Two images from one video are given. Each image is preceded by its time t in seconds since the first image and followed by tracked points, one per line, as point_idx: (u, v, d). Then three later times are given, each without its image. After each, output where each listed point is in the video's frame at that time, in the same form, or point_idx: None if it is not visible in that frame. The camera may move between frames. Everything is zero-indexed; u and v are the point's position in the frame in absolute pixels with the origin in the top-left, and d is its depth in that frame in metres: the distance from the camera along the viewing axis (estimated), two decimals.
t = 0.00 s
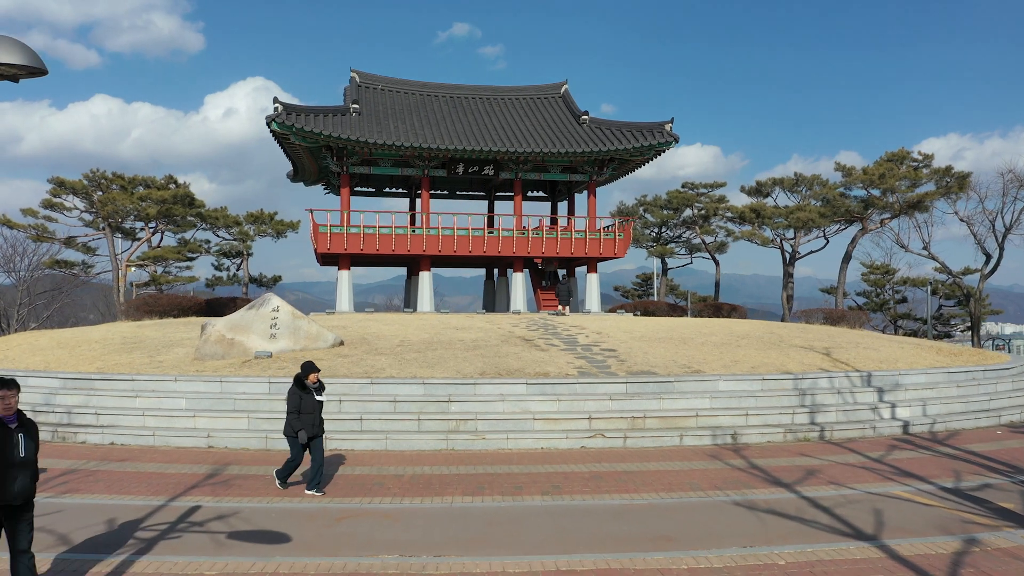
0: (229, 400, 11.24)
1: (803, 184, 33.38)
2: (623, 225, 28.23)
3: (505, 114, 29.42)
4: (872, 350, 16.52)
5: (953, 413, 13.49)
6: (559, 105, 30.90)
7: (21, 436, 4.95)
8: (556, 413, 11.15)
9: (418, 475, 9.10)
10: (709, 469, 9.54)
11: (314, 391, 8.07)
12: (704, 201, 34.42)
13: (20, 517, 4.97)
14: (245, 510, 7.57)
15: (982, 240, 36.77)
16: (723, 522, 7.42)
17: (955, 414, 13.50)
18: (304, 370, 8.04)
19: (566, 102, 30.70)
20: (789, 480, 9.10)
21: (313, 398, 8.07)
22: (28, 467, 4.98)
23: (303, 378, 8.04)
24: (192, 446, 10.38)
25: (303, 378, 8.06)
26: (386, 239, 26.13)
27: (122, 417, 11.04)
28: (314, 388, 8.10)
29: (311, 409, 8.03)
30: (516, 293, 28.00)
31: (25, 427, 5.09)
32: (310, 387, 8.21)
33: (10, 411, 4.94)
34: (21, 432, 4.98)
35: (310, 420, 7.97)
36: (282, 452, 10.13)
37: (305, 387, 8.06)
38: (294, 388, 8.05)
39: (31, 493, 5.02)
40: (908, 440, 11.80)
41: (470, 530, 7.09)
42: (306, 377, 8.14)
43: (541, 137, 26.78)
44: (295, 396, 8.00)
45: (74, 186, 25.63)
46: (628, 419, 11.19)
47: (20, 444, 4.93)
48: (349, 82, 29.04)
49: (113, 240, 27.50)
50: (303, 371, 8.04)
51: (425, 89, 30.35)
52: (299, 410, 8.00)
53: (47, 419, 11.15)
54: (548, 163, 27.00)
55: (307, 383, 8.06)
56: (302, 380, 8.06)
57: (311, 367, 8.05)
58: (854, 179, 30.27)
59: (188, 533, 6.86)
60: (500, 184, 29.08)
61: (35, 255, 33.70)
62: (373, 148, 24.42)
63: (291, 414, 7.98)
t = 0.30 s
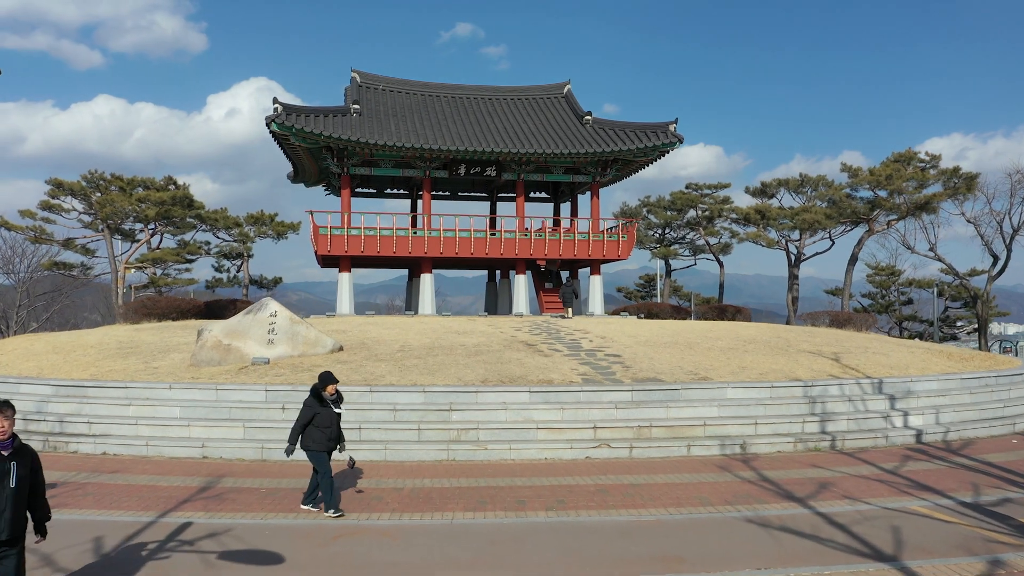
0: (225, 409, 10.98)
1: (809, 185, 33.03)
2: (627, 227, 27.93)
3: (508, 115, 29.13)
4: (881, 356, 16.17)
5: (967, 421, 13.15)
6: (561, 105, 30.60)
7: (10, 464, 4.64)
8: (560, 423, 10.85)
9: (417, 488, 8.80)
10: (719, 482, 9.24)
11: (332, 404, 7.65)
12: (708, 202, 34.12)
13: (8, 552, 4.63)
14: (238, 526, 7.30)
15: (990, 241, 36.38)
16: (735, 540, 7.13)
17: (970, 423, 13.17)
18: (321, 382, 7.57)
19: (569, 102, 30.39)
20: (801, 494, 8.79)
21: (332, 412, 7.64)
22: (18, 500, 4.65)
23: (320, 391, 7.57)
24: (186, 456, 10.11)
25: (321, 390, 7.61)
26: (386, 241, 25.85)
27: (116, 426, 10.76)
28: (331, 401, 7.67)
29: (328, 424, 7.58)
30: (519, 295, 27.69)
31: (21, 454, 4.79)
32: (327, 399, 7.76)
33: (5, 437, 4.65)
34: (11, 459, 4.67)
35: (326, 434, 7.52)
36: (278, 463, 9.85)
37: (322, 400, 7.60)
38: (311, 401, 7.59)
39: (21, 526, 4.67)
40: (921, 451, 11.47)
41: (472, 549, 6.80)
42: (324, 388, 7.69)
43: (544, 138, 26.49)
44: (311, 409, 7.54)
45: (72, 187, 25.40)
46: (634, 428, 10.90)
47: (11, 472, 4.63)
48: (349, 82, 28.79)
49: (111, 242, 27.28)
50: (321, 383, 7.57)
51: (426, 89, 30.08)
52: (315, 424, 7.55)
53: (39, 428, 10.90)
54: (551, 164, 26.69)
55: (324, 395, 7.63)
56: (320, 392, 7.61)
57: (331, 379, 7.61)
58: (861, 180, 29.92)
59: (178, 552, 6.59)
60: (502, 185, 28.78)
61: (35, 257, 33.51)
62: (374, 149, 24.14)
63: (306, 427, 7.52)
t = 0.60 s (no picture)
0: (220, 417, 10.69)
1: (814, 186, 32.69)
2: (631, 228, 27.62)
3: (510, 115, 28.84)
4: (892, 361, 15.82)
5: (982, 430, 12.81)
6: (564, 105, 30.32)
7: None
8: (564, 433, 10.54)
9: (418, 503, 8.50)
10: (729, 496, 8.91)
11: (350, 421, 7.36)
12: (712, 203, 33.82)
13: None
14: (232, 544, 7.02)
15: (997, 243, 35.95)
16: (749, 560, 6.81)
17: (984, 431, 12.82)
18: (337, 399, 7.28)
19: (572, 103, 30.10)
20: (815, 508, 8.48)
21: (349, 428, 7.34)
22: None
23: (337, 407, 7.29)
24: (180, 467, 9.83)
25: (338, 406, 7.28)
26: (387, 242, 25.57)
27: (108, 435, 10.47)
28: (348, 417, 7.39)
29: (347, 441, 7.29)
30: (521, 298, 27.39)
31: None
32: (344, 414, 7.44)
33: None
34: None
35: (349, 452, 7.22)
36: (274, 474, 9.56)
37: (339, 417, 7.30)
38: (329, 418, 7.26)
39: None
40: (936, 461, 11.13)
41: (476, 570, 6.49)
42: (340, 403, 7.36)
43: (547, 139, 26.20)
44: (331, 427, 7.22)
45: (70, 189, 25.17)
46: (640, 438, 10.59)
47: None
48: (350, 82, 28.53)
49: (110, 244, 27.01)
50: (338, 400, 7.28)
51: (428, 89, 29.81)
52: (335, 443, 7.23)
53: (30, 437, 10.61)
54: (554, 165, 26.38)
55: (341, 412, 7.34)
56: (337, 409, 7.28)
57: (347, 394, 7.32)
58: (867, 181, 29.57)
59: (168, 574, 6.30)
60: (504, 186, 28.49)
61: (33, 258, 33.25)
62: (374, 150, 23.87)
63: (326, 446, 7.20)
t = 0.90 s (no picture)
0: (215, 427, 10.41)
1: (819, 187, 32.33)
2: (634, 230, 27.30)
3: (511, 116, 28.55)
4: (902, 367, 15.47)
5: (996, 439, 12.47)
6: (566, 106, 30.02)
7: None
8: (569, 444, 10.22)
9: (417, 518, 8.20)
10: (739, 511, 8.60)
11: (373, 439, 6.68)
12: (716, 204, 33.50)
13: None
14: (224, 565, 6.73)
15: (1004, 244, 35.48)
16: None
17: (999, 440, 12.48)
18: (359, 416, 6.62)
19: (574, 103, 29.80)
20: (829, 524, 8.17)
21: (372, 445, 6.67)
22: None
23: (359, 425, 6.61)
24: (172, 479, 9.54)
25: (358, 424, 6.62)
26: (388, 244, 25.28)
27: (98, 445, 10.18)
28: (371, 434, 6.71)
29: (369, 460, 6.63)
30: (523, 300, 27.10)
31: None
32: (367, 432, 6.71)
33: None
34: None
35: (371, 473, 6.55)
36: (269, 487, 9.27)
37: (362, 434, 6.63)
38: (349, 437, 6.61)
39: None
40: (950, 472, 10.81)
41: None
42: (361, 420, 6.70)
43: (549, 139, 25.90)
44: (352, 447, 6.58)
45: (68, 190, 24.93)
46: (647, 449, 10.29)
47: None
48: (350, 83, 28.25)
49: (108, 246, 26.76)
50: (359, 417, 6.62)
51: (429, 90, 29.53)
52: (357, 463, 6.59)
53: (20, 447, 10.34)
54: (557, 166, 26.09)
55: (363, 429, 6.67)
56: (358, 426, 6.62)
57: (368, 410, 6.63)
58: (874, 182, 29.20)
59: None
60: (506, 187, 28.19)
61: (31, 260, 32.98)
62: (374, 151, 23.58)
63: (348, 467, 6.57)
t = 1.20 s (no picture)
0: (209, 437, 10.13)
1: (824, 188, 31.99)
2: (638, 232, 26.98)
3: (514, 116, 28.26)
4: (911, 373, 15.14)
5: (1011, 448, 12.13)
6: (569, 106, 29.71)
7: None
8: (573, 455, 9.92)
9: (416, 535, 7.90)
10: (750, 527, 8.28)
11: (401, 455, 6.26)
12: (720, 205, 33.17)
13: None
14: None
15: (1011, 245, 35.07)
16: None
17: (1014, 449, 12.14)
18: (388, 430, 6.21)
19: (577, 103, 29.50)
20: (844, 542, 7.85)
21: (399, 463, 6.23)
22: None
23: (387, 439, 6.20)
24: (164, 492, 9.26)
25: (386, 437, 6.21)
26: (388, 246, 24.99)
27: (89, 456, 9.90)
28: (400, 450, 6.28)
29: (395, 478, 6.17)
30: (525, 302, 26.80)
31: None
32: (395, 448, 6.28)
33: None
34: None
35: (398, 492, 6.13)
36: (263, 501, 8.97)
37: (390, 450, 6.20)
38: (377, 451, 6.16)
39: None
40: (966, 483, 10.49)
41: None
42: (389, 435, 6.30)
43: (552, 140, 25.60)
44: (378, 462, 6.10)
45: (65, 192, 24.68)
46: (653, 461, 9.97)
47: None
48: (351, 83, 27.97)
49: (106, 247, 26.49)
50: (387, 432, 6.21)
51: (430, 90, 29.25)
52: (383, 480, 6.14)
53: (8, 458, 10.06)
54: (559, 167, 25.78)
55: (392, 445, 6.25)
56: (385, 440, 6.19)
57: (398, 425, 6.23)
58: (880, 183, 28.84)
59: None
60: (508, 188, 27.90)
61: (30, 262, 32.73)
62: (375, 152, 23.29)
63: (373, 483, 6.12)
